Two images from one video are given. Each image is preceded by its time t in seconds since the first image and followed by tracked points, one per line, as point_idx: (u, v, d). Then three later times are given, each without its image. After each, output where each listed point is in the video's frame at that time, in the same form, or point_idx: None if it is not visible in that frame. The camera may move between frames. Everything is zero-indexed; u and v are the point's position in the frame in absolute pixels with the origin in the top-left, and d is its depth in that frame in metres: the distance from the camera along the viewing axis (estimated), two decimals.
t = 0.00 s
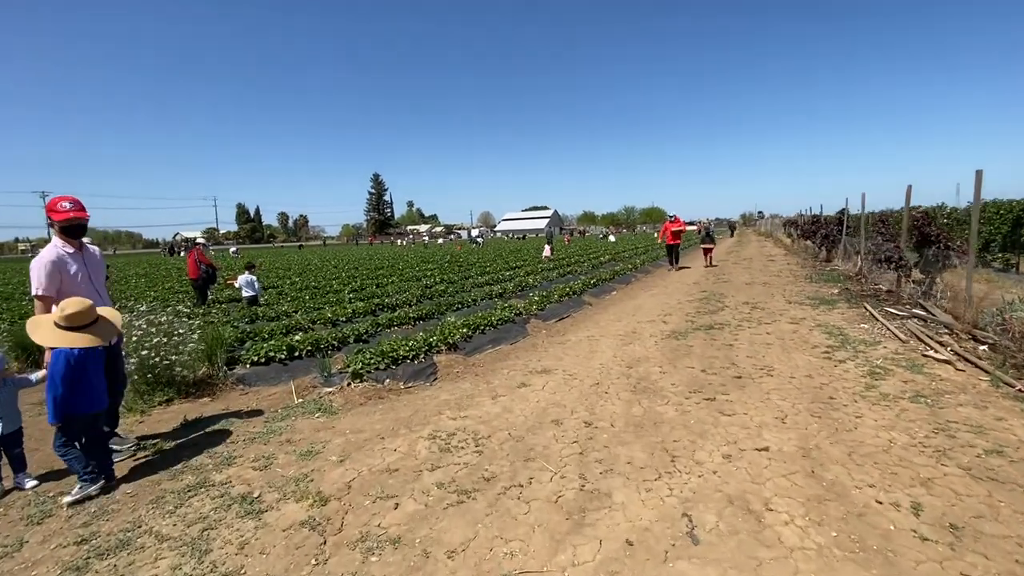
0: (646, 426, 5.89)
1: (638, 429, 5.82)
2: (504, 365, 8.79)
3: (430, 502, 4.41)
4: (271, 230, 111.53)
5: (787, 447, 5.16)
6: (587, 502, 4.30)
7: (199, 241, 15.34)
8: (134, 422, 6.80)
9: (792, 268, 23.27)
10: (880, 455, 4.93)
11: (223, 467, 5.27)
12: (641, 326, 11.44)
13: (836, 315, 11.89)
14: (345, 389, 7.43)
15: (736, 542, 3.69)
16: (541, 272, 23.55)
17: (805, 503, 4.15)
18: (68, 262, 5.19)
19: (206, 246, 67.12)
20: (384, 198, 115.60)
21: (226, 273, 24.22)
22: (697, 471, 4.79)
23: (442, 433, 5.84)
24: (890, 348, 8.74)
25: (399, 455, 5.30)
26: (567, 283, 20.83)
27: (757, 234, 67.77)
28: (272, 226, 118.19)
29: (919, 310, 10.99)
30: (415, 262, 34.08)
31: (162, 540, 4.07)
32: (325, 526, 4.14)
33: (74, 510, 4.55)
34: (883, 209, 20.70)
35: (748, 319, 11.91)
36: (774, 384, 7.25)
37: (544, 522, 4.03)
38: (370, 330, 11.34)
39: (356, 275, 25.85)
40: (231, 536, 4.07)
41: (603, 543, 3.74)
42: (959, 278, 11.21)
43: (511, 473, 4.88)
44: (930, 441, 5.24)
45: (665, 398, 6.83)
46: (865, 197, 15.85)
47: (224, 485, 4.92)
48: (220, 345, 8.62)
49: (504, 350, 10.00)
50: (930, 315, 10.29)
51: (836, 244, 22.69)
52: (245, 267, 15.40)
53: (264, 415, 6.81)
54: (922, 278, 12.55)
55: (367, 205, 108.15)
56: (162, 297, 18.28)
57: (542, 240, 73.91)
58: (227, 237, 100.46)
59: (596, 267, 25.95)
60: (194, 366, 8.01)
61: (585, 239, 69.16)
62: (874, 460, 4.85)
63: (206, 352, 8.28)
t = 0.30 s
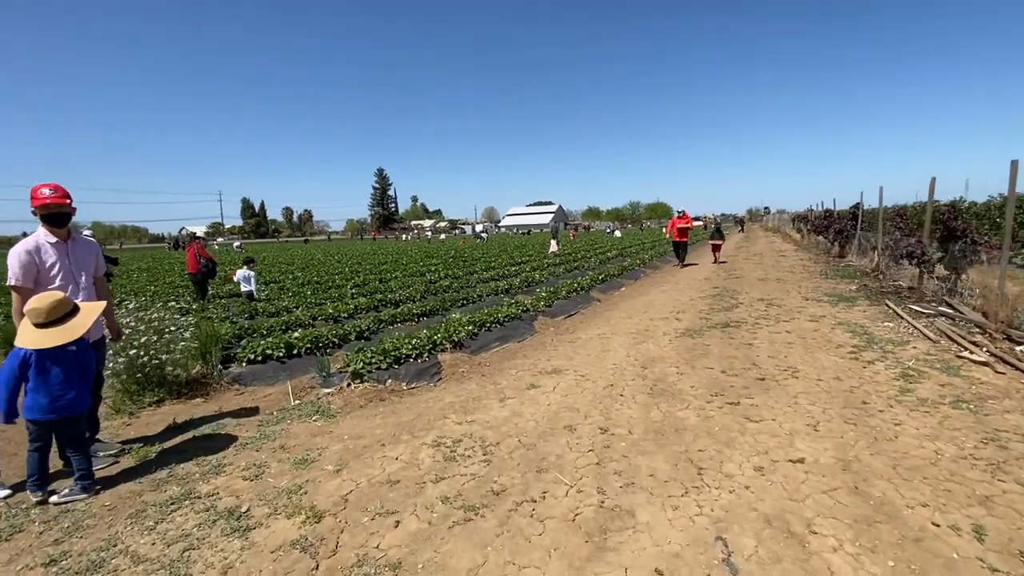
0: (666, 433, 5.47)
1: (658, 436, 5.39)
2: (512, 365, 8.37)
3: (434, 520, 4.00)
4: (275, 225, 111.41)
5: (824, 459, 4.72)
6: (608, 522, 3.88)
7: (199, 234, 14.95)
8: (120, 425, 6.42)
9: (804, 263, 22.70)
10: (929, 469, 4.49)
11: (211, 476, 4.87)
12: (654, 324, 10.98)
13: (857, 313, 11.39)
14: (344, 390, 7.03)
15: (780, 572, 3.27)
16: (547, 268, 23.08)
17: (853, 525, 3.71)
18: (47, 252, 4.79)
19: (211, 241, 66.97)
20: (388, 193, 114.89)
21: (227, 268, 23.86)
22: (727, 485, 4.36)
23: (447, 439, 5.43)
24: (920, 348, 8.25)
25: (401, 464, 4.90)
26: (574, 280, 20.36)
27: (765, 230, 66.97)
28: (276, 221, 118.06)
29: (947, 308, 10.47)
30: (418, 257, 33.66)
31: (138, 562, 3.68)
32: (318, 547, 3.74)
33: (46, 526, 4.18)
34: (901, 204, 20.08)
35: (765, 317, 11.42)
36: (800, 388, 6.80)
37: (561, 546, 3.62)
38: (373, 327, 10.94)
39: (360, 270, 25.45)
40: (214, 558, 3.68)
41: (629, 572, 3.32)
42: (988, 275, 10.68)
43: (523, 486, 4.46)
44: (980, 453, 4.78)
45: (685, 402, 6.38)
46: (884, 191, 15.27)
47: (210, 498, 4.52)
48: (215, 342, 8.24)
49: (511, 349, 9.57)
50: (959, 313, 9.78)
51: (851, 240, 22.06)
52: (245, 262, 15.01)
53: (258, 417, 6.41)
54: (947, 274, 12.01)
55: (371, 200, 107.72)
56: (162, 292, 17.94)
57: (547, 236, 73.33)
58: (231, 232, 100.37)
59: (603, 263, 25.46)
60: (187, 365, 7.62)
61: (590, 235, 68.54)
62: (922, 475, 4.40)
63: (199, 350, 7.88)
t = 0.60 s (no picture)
0: (698, 447, 5.01)
1: (690, 450, 4.93)
2: (525, 367, 7.91)
3: (447, 549, 3.57)
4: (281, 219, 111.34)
5: (879, 480, 4.26)
6: (644, 556, 3.44)
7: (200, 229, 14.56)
8: (110, 432, 6.02)
9: (821, 260, 22.07)
10: (998, 494, 4.02)
11: (202, 492, 4.46)
12: (672, 324, 10.49)
13: (886, 314, 10.84)
14: (347, 395, 6.60)
15: None
16: (556, 264, 22.60)
17: (926, 564, 3.26)
18: (29, 247, 4.34)
19: (217, 235, 66.92)
20: (394, 187, 114.49)
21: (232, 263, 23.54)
22: (774, 511, 3.91)
23: (459, 452, 4.99)
24: (961, 352, 7.73)
25: (409, 481, 4.47)
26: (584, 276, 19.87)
27: (775, 226, 65.92)
28: (282, 216, 117.98)
29: (983, 308, 9.91)
30: (425, 252, 33.24)
31: None
32: None
33: (21, 551, 3.78)
34: (923, 200, 19.40)
35: (788, 317, 10.90)
36: (837, 395, 6.32)
37: None
38: (378, 325, 10.51)
39: (365, 265, 25.05)
40: None
41: None
42: None
43: (545, 510, 4.03)
44: None
45: (715, 411, 5.92)
46: (910, 185, 14.63)
47: (200, 518, 4.10)
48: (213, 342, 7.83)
49: (523, 350, 9.12)
50: (998, 314, 9.22)
51: (870, 236, 21.39)
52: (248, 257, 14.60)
53: (256, 423, 5.99)
54: (980, 273, 11.42)
55: (377, 196, 107.38)
56: (164, 289, 17.62)
57: (554, 231, 72.71)
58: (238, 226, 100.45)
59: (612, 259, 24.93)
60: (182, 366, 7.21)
61: (597, 230, 67.89)
62: (992, 500, 3.93)
63: (196, 350, 7.47)
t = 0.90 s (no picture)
0: (730, 463, 4.59)
1: (721, 466, 4.51)
2: (536, 369, 7.50)
3: None
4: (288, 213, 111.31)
5: (936, 506, 3.83)
6: None
7: (202, 222, 14.20)
8: (97, 437, 5.66)
9: (837, 256, 21.44)
10: None
11: (189, 509, 4.07)
12: (689, 323, 10.03)
13: (914, 313, 10.33)
14: (349, 399, 6.22)
15: None
16: (564, 259, 22.15)
17: None
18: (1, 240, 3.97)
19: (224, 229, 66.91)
20: (400, 181, 114.07)
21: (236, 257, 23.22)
22: (823, 541, 3.48)
23: (468, 466, 4.60)
24: (1003, 356, 7.24)
25: (415, 500, 4.08)
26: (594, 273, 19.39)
27: (786, 221, 64.94)
28: (288, 209, 117.96)
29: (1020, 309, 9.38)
30: (431, 246, 32.83)
31: None
32: None
33: None
34: (946, 195, 18.74)
35: (811, 317, 10.41)
36: (875, 404, 5.86)
37: None
38: (382, 322, 10.11)
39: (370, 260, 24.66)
40: None
41: None
42: None
43: (565, 536, 3.63)
44: None
45: (743, 421, 5.48)
46: (937, 178, 14.05)
47: (185, 540, 3.72)
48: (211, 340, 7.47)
49: (534, 350, 8.71)
50: None
51: (889, 232, 20.75)
52: (250, 251, 14.24)
53: (251, 430, 5.60)
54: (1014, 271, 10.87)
55: (383, 189, 107.03)
56: (166, 284, 17.35)
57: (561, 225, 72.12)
58: (244, 219, 100.53)
59: (621, 254, 24.43)
60: (177, 365, 6.85)
61: (605, 224, 67.23)
62: None
63: (192, 349, 7.10)
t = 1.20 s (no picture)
0: (766, 482, 4.12)
1: (756, 486, 4.04)
2: (546, 371, 7.04)
3: None
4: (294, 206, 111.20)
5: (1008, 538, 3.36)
6: None
7: (201, 214, 13.83)
8: (75, 444, 5.27)
9: (855, 251, 20.78)
10: None
11: (164, 531, 3.66)
12: (706, 321, 9.54)
13: (945, 311, 9.78)
14: (347, 403, 5.79)
15: None
16: (572, 253, 21.63)
17: None
18: None
19: (230, 222, 66.83)
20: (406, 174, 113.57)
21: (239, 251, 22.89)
22: None
23: (475, 482, 4.16)
24: None
25: (414, 523, 3.65)
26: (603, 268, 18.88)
27: (797, 215, 63.91)
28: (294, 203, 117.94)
29: None
30: (437, 240, 32.40)
31: None
32: None
33: None
34: (970, 188, 18.04)
35: (835, 315, 9.88)
36: (919, 413, 5.37)
37: None
38: (384, 319, 9.69)
39: (374, 253, 24.25)
40: None
41: None
42: None
43: (584, 570, 3.19)
44: None
45: (776, 432, 5.01)
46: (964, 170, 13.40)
47: (156, 569, 3.30)
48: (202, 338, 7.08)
49: (544, 350, 8.26)
50: None
51: (909, 226, 20.06)
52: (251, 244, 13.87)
53: (240, 437, 5.19)
54: None
55: (389, 183, 106.60)
56: (167, 278, 17.02)
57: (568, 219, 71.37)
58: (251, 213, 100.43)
59: (631, 248, 23.88)
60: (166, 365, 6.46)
61: (613, 218, 66.47)
62: None
63: (182, 347, 6.70)
